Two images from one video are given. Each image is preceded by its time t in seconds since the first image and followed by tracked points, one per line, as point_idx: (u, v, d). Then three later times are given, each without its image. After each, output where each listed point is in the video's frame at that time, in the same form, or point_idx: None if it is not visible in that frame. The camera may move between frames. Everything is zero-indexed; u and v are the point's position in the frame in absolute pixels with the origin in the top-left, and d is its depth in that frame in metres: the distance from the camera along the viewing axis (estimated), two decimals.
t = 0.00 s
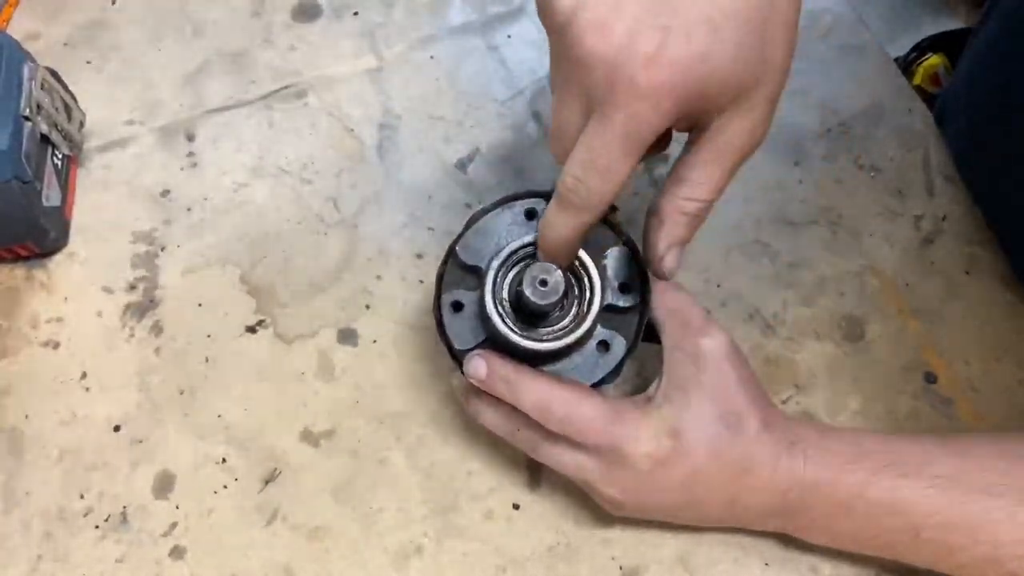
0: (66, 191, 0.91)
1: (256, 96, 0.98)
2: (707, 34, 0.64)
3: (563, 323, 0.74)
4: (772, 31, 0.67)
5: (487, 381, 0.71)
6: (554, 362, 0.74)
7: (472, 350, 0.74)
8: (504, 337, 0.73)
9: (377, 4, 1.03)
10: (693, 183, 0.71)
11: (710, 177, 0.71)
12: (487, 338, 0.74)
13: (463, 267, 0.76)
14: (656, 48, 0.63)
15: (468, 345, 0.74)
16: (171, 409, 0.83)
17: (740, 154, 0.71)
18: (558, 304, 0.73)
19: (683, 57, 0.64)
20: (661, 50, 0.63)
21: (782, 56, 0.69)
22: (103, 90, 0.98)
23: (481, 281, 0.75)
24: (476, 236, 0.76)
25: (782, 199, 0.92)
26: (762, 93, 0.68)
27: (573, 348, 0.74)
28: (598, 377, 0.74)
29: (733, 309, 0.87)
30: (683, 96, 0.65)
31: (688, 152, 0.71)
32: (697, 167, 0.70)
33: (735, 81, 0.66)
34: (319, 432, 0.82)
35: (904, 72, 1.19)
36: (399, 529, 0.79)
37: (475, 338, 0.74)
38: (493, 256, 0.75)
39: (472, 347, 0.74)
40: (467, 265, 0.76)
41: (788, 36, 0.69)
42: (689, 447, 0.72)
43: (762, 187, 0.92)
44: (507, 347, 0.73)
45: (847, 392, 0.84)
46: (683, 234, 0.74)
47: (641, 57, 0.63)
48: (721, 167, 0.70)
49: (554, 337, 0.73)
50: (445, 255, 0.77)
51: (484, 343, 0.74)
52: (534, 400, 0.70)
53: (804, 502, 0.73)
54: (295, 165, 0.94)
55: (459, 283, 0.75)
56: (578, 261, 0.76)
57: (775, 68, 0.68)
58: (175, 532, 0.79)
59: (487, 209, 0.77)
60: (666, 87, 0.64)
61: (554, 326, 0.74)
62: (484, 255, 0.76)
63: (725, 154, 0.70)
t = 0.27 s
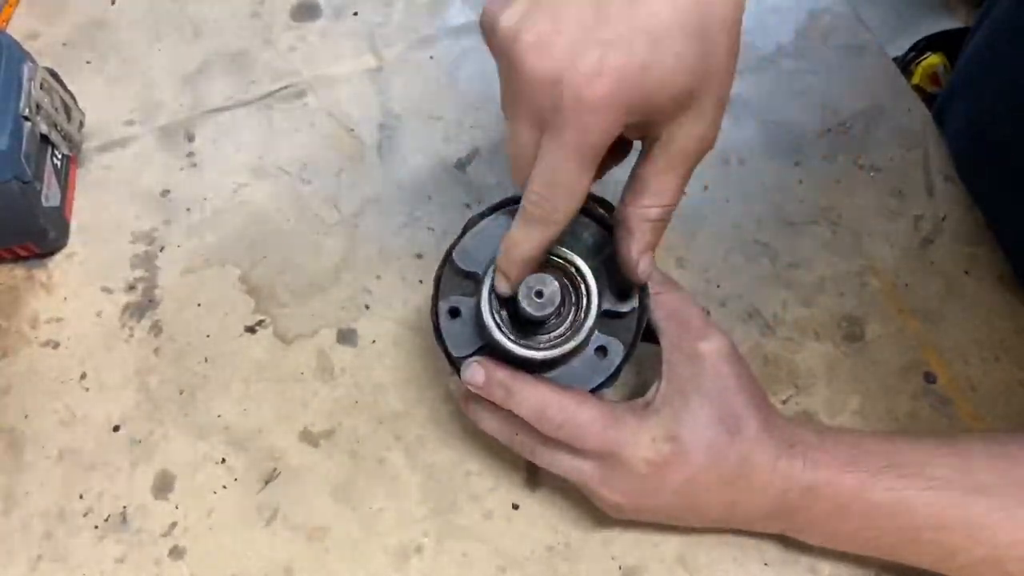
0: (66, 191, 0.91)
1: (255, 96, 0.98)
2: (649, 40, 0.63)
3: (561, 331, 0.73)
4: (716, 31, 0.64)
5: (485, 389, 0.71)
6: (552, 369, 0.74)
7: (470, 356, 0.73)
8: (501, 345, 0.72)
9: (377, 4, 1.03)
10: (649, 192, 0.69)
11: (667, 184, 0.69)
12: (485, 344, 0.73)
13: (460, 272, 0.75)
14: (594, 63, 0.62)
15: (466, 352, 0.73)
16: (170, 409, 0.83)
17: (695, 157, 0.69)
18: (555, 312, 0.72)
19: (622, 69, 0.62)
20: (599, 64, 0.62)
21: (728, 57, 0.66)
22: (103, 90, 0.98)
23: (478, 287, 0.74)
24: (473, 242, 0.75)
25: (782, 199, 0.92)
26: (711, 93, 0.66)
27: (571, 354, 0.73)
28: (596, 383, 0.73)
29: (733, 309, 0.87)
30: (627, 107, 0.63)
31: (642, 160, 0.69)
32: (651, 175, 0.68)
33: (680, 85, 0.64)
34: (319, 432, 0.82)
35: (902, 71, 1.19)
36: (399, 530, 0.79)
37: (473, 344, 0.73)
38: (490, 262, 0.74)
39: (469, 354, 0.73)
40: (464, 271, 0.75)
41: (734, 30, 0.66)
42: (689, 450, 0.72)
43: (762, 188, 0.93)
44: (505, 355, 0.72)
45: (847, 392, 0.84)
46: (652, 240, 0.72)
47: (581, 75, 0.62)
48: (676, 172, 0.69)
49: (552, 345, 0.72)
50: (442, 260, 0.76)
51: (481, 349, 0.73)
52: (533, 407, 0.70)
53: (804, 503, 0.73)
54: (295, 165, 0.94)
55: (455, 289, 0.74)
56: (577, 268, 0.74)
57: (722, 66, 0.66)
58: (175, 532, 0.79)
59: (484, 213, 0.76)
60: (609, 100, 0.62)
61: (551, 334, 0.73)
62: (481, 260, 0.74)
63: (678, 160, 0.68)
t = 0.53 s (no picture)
0: (66, 191, 0.91)
1: (255, 96, 0.98)
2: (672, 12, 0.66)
3: (557, 335, 0.73)
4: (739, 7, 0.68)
5: (483, 393, 0.71)
6: (549, 373, 0.73)
7: (465, 361, 0.73)
8: (497, 350, 0.72)
9: (376, 4, 1.03)
10: (687, 162, 0.69)
11: (701, 156, 0.69)
12: (481, 348, 0.73)
13: (455, 277, 0.74)
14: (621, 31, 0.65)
15: (462, 356, 0.73)
16: (170, 409, 0.83)
17: (731, 128, 0.70)
18: (550, 318, 0.72)
19: (649, 37, 0.65)
20: (626, 34, 0.65)
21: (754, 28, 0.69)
22: (103, 90, 0.98)
23: (474, 292, 0.73)
24: (469, 246, 0.74)
25: (782, 199, 0.92)
26: (739, 62, 0.68)
27: (568, 359, 0.73)
28: (592, 388, 0.73)
29: (733, 309, 0.87)
30: (659, 73, 0.66)
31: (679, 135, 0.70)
32: (688, 145, 0.69)
33: (708, 52, 0.67)
34: (319, 432, 0.82)
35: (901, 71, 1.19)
36: (399, 530, 0.79)
37: (469, 348, 0.73)
38: (486, 266, 0.73)
39: (466, 359, 0.73)
40: (460, 275, 0.74)
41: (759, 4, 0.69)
42: (688, 453, 0.72)
43: (762, 188, 0.93)
44: (501, 360, 0.72)
45: (847, 392, 0.84)
46: (687, 214, 0.72)
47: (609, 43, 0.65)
48: (714, 141, 0.69)
49: (548, 350, 0.72)
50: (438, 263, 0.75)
51: (478, 354, 0.73)
52: (531, 412, 0.69)
53: (804, 503, 0.73)
54: (295, 165, 0.94)
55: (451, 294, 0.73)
56: (573, 272, 0.73)
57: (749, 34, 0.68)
58: (174, 532, 0.79)
59: (480, 216, 0.75)
60: (637, 65, 0.65)
61: (548, 339, 0.72)
62: (477, 265, 0.74)
63: (716, 129, 0.69)
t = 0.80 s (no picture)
0: (66, 191, 0.91)
1: (255, 96, 0.98)
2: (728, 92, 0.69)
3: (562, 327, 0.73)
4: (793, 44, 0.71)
5: (487, 385, 0.71)
6: (553, 365, 0.73)
7: (470, 355, 0.72)
8: (502, 343, 0.71)
9: (376, 4, 1.03)
10: (741, 231, 0.69)
11: (757, 233, 0.70)
12: (485, 342, 0.73)
13: (459, 271, 0.74)
14: (676, 117, 0.69)
15: (466, 350, 0.73)
16: (170, 409, 0.83)
17: (788, 203, 0.71)
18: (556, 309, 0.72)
19: (704, 124, 0.68)
20: (679, 121, 0.69)
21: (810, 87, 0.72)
22: (103, 90, 0.98)
23: (478, 286, 0.73)
24: (472, 241, 0.74)
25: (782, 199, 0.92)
26: (796, 141, 0.71)
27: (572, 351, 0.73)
28: (597, 381, 0.73)
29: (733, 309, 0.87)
30: (711, 160, 0.68)
31: (733, 210, 0.71)
32: (744, 218, 0.70)
33: (762, 140, 0.69)
34: (319, 432, 0.82)
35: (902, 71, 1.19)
36: (399, 530, 0.79)
37: (473, 342, 0.73)
38: (490, 260, 0.73)
39: (470, 352, 0.73)
40: (463, 270, 0.74)
41: (816, 89, 0.72)
42: (689, 447, 0.72)
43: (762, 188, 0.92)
44: (505, 352, 0.72)
45: (847, 392, 0.84)
46: (741, 287, 0.70)
47: (660, 127, 0.69)
48: (770, 216, 0.70)
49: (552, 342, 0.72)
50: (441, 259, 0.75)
51: (482, 347, 0.73)
52: (534, 405, 0.70)
53: (804, 504, 0.73)
54: (295, 164, 0.94)
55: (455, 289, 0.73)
56: (576, 264, 0.73)
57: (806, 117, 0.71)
58: (174, 532, 0.79)
59: (483, 211, 0.75)
60: (689, 145, 0.68)
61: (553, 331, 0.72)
62: (480, 259, 0.74)
63: (772, 203, 0.70)
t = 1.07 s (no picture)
0: (66, 191, 0.91)
1: (255, 96, 0.98)
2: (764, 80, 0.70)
3: (558, 339, 0.72)
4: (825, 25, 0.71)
5: (484, 396, 0.71)
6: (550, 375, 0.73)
7: (465, 365, 0.73)
8: (497, 355, 0.72)
9: (376, 4, 1.03)
10: (773, 222, 0.72)
11: (784, 222, 0.72)
12: (481, 351, 0.73)
13: (455, 279, 0.73)
14: (712, 103, 0.69)
15: (463, 358, 0.73)
16: (170, 409, 0.83)
17: (818, 189, 0.73)
18: (552, 322, 0.71)
19: (739, 109, 0.69)
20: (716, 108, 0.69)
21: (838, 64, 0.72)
22: (103, 90, 0.98)
23: (475, 296, 0.73)
24: (468, 248, 0.74)
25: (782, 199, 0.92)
26: (829, 121, 0.72)
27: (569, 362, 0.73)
28: (593, 389, 0.73)
29: (732, 309, 0.87)
30: (742, 139, 0.70)
31: (765, 196, 0.73)
32: (775, 209, 0.72)
33: (796, 122, 0.70)
34: (319, 432, 0.82)
35: (902, 71, 1.19)
36: (399, 530, 0.79)
37: (469, 351, 0.73)
38: (486, 270, 0.73)
39: (466, 362, 0.73)
40: (459, 278, 0.73)
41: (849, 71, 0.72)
42: (687, 454, 0.72)
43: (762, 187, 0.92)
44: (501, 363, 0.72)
45: (847, 393, 0.84)
46: (771, 274, 0.74)
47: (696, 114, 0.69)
48: (802, 203, 0.72)
49: (548, 354, 0.72)
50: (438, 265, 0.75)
51: (479, 357, 0.73)
52: (531, 415, 0.69)
53: (804, 505, 0.73)
54: (295, 164, 0.94)
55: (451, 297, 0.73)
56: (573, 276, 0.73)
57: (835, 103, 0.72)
58: (175, 532, 0.79)
59: (480, 218, 0.74)
60: (724, 136, 0.69)
61: (548, 343, 0.72)
62: (477, 268, 0.73)
63: (806, 192, 0.72)
